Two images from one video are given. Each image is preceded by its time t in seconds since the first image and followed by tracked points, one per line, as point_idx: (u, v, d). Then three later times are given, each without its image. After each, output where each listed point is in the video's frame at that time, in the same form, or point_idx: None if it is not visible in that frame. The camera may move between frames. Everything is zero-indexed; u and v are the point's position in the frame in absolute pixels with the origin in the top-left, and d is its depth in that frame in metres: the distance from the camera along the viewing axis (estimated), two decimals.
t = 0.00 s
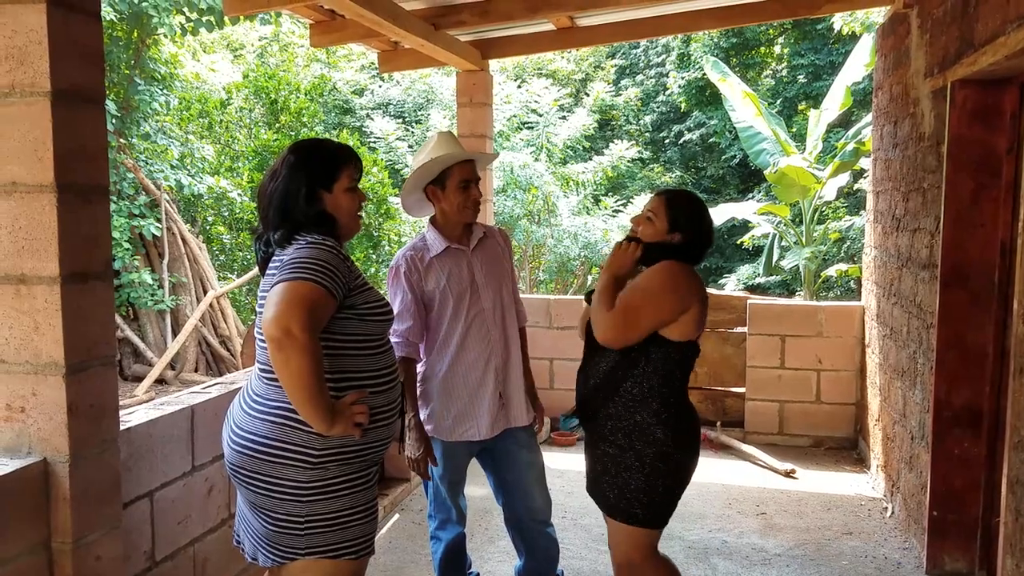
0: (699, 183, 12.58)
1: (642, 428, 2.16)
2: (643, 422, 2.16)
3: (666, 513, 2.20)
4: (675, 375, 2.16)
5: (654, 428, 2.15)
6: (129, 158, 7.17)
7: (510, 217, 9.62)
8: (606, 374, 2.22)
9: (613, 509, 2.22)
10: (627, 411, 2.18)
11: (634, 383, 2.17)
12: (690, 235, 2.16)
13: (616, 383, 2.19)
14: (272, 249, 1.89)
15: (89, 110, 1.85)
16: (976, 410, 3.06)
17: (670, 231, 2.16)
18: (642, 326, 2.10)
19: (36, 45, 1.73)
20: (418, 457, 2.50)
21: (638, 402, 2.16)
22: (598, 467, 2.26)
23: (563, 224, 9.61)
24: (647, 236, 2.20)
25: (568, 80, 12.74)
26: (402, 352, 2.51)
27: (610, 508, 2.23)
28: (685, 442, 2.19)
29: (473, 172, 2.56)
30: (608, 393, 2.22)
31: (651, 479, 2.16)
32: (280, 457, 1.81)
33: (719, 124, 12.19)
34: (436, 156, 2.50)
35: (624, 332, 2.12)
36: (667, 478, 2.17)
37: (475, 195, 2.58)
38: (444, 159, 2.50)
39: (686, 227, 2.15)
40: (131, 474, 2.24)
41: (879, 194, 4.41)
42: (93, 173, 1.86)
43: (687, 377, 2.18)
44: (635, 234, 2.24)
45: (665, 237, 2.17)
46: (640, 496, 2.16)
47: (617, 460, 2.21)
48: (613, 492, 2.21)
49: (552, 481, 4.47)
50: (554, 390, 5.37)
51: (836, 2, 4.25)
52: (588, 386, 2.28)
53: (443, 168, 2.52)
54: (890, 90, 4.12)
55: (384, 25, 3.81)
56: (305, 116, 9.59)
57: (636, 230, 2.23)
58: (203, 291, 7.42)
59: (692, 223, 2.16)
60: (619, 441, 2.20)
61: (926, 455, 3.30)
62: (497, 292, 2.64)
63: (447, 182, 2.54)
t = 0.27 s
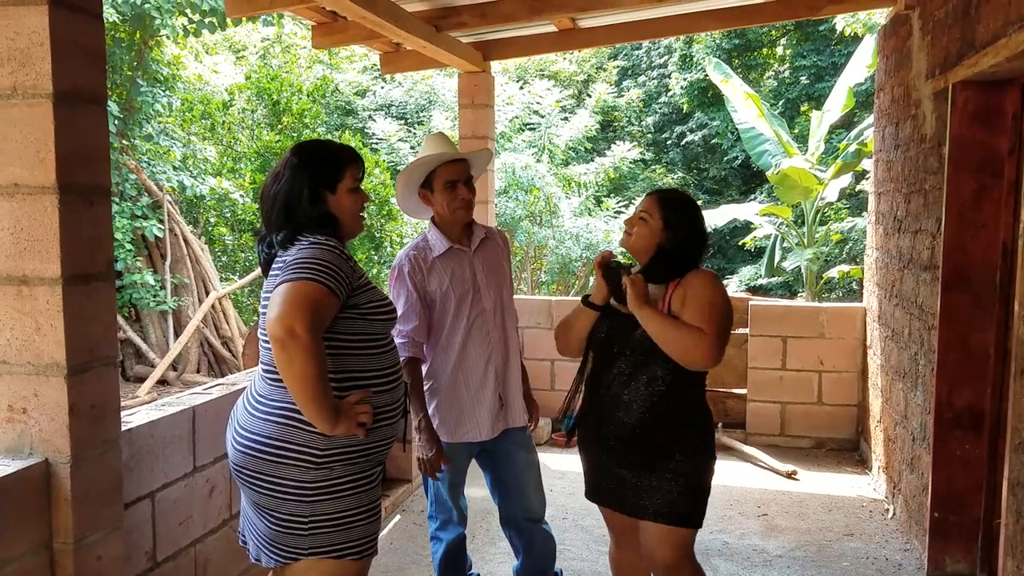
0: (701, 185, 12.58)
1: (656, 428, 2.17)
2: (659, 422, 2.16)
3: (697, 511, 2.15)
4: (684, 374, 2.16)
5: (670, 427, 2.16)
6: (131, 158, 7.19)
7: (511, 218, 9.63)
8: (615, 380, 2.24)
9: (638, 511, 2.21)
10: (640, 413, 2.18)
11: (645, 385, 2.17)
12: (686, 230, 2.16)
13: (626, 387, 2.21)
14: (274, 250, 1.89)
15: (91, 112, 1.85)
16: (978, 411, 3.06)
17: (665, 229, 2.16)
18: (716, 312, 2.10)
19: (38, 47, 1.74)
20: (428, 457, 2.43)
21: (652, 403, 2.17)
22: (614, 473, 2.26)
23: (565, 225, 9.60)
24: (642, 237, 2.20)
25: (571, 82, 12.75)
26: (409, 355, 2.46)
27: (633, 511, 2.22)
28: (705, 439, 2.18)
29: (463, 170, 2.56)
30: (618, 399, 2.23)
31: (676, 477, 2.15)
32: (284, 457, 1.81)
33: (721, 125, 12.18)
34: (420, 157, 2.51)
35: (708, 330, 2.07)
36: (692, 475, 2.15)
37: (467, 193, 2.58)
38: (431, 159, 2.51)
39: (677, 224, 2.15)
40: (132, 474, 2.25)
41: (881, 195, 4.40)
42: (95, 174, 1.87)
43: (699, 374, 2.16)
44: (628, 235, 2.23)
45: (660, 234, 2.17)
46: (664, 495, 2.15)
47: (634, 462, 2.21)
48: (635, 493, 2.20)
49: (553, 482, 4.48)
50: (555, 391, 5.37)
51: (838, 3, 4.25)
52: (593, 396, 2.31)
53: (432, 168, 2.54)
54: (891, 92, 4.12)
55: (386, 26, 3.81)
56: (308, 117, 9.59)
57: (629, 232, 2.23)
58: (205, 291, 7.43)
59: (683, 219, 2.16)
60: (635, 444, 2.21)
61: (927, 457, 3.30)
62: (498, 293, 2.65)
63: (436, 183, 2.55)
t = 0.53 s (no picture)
0: (701, 185, 12.58)
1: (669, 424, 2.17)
2: (671, 419, 2.17)
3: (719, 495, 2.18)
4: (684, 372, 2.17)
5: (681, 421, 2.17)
6: (131, 159, 7.19)
7: (512, 219, 9.63)
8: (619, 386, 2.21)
9: (655, 508, 2.19)
10: (650, 413, 2.18)
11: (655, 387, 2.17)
12: (684, 227, 2.19)
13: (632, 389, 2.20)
14: (275, 251, 1.89)
15: (91, 113, 1.86)
16: (978, 412, 3.06)
17: (664, 225, 2.17)
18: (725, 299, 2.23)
19: (38, 49, 1.74)
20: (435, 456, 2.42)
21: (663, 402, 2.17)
22: (626, 478, 2.23)
23: (565, 226, 9.60)
24: (641, 235, 2.18)
25: (571, 82, 12.76)
26: (412, 359, 2.47)
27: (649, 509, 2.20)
28: (714, 433, 2.20)
29: (465, 171, 2.56)
30: (625, 403, 2.21)
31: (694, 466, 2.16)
32: (287, 458, 1.82)
33: (721, 126, 12.18)
34: (426, 158, 2.50)
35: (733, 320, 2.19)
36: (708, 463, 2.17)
37: (470, 194, 2.58)
38: (435, 161, 2.50)
39: (673, 222, 2.18)
40: (132, 474, 2.25)
41: (880, 196, 4.41)
42: (95, 175, 1.87)
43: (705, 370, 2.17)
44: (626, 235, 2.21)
45: (660, 230, 2.17)
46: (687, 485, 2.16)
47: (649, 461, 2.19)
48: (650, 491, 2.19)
49: (553, 483, 4.48)
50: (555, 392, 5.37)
51: (838, 4, 4.25)
52: (599, 405, 2.27)
53: (432, 172, 2.53)
54: (891, 93, 4.12)
55: (386, 27, 3.82)
56: (308, 118, 9.59)
57: (627, 231, 2.20)
58: (206, 292, 7.44)
59: (678, 216, 2.18)
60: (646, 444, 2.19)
61: (927, 457, 3.30)
62: (496, 293, 2.66)
63: (440, 185, 2.54)
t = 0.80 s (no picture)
0: (701, 187, 12.59)
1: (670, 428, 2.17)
2: (671, 425, 2.17)
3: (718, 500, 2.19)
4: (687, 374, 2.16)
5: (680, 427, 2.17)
6: (131, 160, 7.17)
7: (511, 220, 9.62)
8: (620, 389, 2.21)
9: (656, 511, 2.20)
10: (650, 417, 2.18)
11: (656, 391, 2.16)
12: (685, 230, 2.19)
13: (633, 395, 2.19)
14: (273, 253, 1.89)
15: (90, 115, 1.86)
16: (976, 414, 3.06)
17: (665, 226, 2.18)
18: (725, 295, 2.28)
19: (37, 51, 1.74)
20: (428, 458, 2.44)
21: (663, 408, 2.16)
22: (626, 481, 2.23)
23: (565, 227, 9.61)
24: (642, 237, 2.19)
25: (571, 83, 12.77)
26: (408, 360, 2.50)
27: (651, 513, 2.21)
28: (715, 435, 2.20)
29: (465, 173, 2.57)
30: (625, 407, 2.21)
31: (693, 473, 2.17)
32: (289, 458, 1.82)
33: (721, 127, 12.19)
34: (431, 157, 2.50)
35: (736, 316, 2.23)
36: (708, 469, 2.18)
37: (470, 195, 2.58)
38: (437, 162, 2.51)
39: (673, 224, 2.18)
40: (131, 475, 2.25)
41: (879, 198, 4.41)
42: (95, 178, 1.88)
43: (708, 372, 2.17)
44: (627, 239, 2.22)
45: (661, 233, 2.18)
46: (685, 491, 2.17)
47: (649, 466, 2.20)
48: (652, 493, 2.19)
49: (553, 484, 4.48)
50: (555, 393, 5.37)
51: (837, 6, 4.25)
52: (601, 408, 2.26)
53: (437, 171, 2.53)
54: (890, 94, 4.12)
55: (385, 29, 3.82)
56: (308, 120, 9.59)
57: (628, 235, 2.21)
58: (205, 293, 7.44)
59: (678, 218, 2.19)
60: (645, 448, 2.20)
61: (925, 459, 3.30)
62: (492, 293, 2.66)
63: (441, 185, 2.54)
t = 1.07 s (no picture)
0: (701, 188, 12.59)
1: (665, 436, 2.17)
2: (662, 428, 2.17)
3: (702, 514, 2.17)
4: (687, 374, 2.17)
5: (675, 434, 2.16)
6: (131, 162, 7.17)
7: (511, 222, 9.51)
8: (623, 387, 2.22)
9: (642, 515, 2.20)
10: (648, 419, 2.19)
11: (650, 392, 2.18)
12: (684, 232, 2.17)
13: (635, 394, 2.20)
14: (272, 255, 1.89)
15: (90, 117, 1.87)
16: (976, 416, 3.06)
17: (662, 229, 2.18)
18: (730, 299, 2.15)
19: (36, 53, 1.75)
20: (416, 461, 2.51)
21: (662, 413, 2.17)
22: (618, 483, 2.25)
23: (564, 228, 9.60)
24: (640, 239, 2.21)
25: (571, 85, 12.78)
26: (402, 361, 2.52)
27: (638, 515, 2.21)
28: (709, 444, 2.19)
29: (464, 173, 2.57)
30: (622, 406, 2.23)
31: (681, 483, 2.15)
32: (289, 460, 1.82)
33: (721, 129, 12.19)
34: (429, 157, 2.50)
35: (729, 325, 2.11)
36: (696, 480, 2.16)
37: (468, 196, 2.59)
38: (436, 162, 2.51)
39: (672, 228, 2.17)
40: (130, 477, 2.25)
41: (879, 200, 4.41)
42: (94, 180, 1.88)
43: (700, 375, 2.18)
44: (627, 241, 2.24)
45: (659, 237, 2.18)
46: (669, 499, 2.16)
47: (640, 468, 2.20)
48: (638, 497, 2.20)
49: (552, 486, 4.48)
50: (554, 395, 5.37)
51: (837, 7, 4.25)
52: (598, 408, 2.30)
53: (433, 171, 2.53)
54: (890, 96, 4.12)
55: (385, 30, 3.81)
56: (308, 121, 9.59)
57: (628, 237, 2.24)
58: (205, 294, 7.44)
59: (678, 221, 2.17)
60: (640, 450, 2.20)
61: (925, 460, 3.30)
62: (489, 294, 2.65)
63: (440, 186, 2.54)
